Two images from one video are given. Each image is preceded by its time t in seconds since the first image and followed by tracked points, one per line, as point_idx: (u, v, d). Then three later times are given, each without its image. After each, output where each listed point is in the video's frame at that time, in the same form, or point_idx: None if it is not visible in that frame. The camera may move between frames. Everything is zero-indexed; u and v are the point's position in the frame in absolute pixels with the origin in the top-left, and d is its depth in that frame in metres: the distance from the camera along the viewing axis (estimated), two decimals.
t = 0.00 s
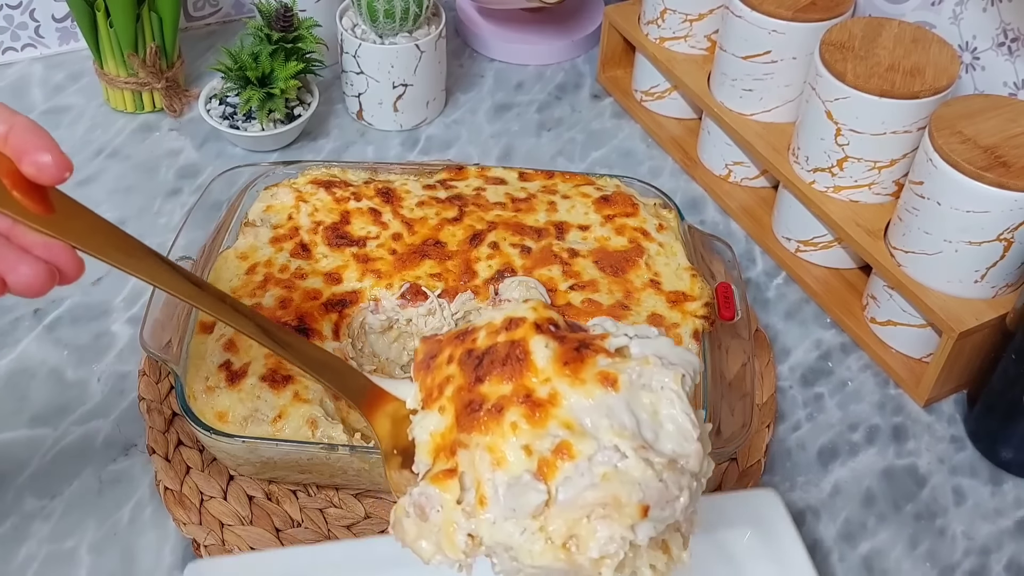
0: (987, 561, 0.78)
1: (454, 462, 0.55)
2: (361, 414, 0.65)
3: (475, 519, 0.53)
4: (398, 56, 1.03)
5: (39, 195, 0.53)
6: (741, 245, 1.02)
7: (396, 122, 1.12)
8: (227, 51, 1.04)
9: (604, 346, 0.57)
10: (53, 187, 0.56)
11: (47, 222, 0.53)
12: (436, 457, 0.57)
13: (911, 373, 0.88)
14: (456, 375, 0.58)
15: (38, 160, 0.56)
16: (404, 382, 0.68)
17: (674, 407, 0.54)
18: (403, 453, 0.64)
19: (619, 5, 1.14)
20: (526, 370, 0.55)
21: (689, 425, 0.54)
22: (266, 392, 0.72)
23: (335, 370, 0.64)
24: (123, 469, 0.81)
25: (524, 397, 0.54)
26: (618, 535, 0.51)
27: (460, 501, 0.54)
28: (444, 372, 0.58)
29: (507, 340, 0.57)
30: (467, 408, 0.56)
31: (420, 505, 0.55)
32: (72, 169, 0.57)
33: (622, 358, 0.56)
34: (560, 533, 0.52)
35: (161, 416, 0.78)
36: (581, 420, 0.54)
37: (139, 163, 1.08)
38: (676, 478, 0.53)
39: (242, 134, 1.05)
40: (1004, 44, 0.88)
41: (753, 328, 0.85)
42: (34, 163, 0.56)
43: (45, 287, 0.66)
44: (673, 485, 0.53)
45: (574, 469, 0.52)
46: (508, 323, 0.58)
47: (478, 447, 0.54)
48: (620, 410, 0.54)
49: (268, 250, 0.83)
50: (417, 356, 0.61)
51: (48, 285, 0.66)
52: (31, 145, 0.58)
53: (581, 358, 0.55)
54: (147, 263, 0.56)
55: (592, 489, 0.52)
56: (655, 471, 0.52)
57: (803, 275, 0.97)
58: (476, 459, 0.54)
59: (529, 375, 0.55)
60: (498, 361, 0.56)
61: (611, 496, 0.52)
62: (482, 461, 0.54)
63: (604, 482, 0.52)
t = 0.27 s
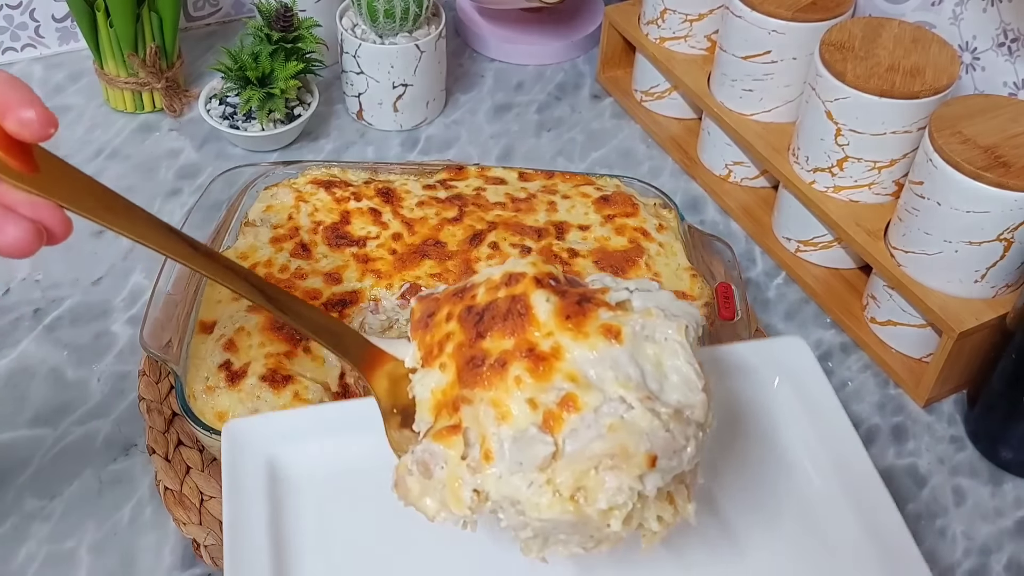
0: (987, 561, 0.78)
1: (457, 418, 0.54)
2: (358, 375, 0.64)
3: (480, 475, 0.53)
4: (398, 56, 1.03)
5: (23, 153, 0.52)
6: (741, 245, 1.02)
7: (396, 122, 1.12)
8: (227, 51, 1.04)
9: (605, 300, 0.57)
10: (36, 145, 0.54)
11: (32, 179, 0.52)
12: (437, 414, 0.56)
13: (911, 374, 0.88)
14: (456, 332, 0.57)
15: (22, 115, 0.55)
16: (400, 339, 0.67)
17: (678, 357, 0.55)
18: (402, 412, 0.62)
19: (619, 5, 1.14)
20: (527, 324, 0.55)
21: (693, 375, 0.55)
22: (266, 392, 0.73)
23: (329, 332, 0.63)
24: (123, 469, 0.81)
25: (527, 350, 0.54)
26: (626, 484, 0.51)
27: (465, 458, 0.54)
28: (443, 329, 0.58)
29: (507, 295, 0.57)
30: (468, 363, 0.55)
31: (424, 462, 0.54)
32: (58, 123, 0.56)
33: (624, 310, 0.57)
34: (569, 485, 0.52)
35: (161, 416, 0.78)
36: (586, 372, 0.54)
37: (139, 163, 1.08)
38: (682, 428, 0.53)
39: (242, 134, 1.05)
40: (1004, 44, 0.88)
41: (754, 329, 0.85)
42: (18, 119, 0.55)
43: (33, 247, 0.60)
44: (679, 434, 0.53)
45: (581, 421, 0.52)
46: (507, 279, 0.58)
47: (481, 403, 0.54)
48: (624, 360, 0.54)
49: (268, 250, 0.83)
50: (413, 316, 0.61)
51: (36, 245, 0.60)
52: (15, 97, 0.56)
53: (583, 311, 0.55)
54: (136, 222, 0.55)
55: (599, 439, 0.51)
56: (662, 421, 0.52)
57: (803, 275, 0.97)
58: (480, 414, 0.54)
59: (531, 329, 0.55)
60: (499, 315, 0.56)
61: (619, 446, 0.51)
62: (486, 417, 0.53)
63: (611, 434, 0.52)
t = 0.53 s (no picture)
0: (986, 561, 0.78)
1: (448, 398, 0.57)
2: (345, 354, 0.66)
3: (473, 453, 0.56)
4: (398, 56, 1.03)
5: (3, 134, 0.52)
6: (740, 245, 1.02)
7: (396, 122, 1.12)
8: (227, 51, 1.04)
9: (592, 279, 0.60)
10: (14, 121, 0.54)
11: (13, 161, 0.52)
12: (427, 392, 0.59)
13: (911, 373, 0.88)
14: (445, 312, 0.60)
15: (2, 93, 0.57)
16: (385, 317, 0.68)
17: (664, 335, 0.58)
18: (391, 393, 0.65)
19: (618, 5, 1.14)
20: (516, 304, 0.58)
21: (679, 352, 0.58)
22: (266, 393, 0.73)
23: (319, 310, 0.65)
24: (123, 469, 0.81)
25: (518, 330, 0.57)
26: (616, 460, 0.54)
27: (457, 436, 0.56)
28: (432, 309, 0.61)
29: (495, 276, 0.59)
30: (458, 342, 0.58)
31: (417, 440, 0.57)
32: (37, 100, 0.57)
33: (608, 290, 0.60)
34: (561, 461, 0.55)
35: (161, 416, 0.78)
36: (575, 350, 0.57)
37: (139, 163, 1.08)
38: (669, 404, 0.57)
39: (242, 134, 1.05)
40: (1004, 44, 0.88)
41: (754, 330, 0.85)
42: None
43: (16, 227, 0.60)
44: (667, 411, 0.56)
45: (572, 400, 0.55)
46: (494, 259, 0.61)
47: (473, 382, 0.57)
48: (612, 339, 0.57)
49: (268, 250, 0.83)
50: (400, 295, 0.63)
51: (18, 226, 0.60)
52: None
53: (570, 291, 0.58)
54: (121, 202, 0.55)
55: (590, 417, 0.55)
56: (650, 398, 0.55)
57: (803, 275, 0.97)
58: (472, 393, 0.56)
59: (520, 308, 0.58)
60: (488, 296, 0.59)
61: (610, 423, 0.54)
62: (478, 396, 0.56)
63: (601, 411, 0.55)
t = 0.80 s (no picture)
0: (989, 563, 0.77)
1: (430, 383, 0.58)
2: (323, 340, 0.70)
3: (457, 438, 0.57)
4: (397, 55, 1.03)
5: None
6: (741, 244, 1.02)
7: (395, 121, 1.11)
8: (225, 50, 1.03)
9: (572, 263, 0.62)
10: None
11: None
12: (408, 378, 0.60)
13: (912, 374, 0.88)
14: (424, 298, 0.62)
15: None
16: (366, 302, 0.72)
17: (647, 318, 0.59)
18: (369, 379, 0.69)
19: (619, 3, 1.14)
20: (498, 288, 0.59)
21: (661, 334, 0.59)
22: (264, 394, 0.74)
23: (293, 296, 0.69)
24: (120, 470, 0.80)
25: (500, 315, 0.58)
26: (602, 444, 0.55)
27: (440, 422, 0.57)
28: (412, 295, 0.62)
29: (476, 261, 0.61)
30: (440, 328, 0.59)
31: (400, 427, 0.58)
32: None
33: (589, 274, 0.61)
34: (546, 444, 0.55)
35: (159, 417, 0.78)
36: (557, 334, 0.58)
37: (137, 162, 1.08)
38: (653, 386, 0.58)
39: (240, 134, 1.04)
40: (1007, 43, 0.88)
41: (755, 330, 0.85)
42: None
43: None
44: (650, 392, 0.57)
45: (556, 383, 0.56)
46: (473, 245, 0.62)
47: (456, 367, 0.57)
48: (595, 322, 0.58)
49: (266, 250, 0.83)
50: (379, 283, 0.66)
51: None
52: None
53: (551, 275, 0.60)
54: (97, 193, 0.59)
55: (575, 400, 0.55)
56: (634, 381, 0.56)
57: (805, 275, 0.96)
58: (454, 378, 0.57)
59: (502, 293, 0.59)
60: (468, 281, 0.60)
61: (595, 406, 0.55)
62: (461, 381, 0.57)
63: (586, 393, 0.56)
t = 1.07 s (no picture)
0: (989, 563, 0.77)
1: (412, 352, 0.60)
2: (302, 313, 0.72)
3: (439, 406, 0.59)
4: (397, 55, 1.03)
5: None
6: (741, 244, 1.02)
7: (395, 121, 1.11)
8: (225, 50, 1.03)
9: (549, 234, 0.65)
10: None
11: None
12: (388, 348, 0.63)
13: (912, 374, 0.88)
14: (404, 269, 0.64)
15: None
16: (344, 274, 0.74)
17: (623, 287, 0.62)
18: (350, 350, 0.72)
19: (618, 3, 1.14)
20: (477, 258, 0.62)
21: (636, 301, 0.62)
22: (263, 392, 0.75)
23: (272, 271, 0.70)
24: (120, 470, 0.80)
25: (480, 285, 0.61)
26: (582, 409, 0.58)
27: (422, 390, 0.60)
28: (391, 267, 0.65)
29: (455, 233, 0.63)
30: (421, 299, 0.61)
31: (382, 396, 0.61)
32: None
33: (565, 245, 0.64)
34: (528, 410, 0.58)
35: (159, 417, 0.78)
36: (537, 303, 0.60)
37: (137, 162, 1.08)
38: (631, 352, 0.60)
39: (240, 134, 1.04)
40: (1007, 43, 0.88)
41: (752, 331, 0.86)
42: None
43: None
44: (628, 358, 0.60)
45: (537, 351, 0.58)
46: (453, 217, 0.65)
47: (438, 337, 0.60)
48: (574, 291, 0.61)
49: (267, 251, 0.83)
50: (358, 256, 0.68)
51: None
52: None
53: (529, 246, 0.62)
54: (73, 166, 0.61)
55: (555, 366, 0.58)
56: (612, 348, 0.59)
57: (804, 275, 0.96)
58: (436, 347, 0.60)
59: (482, 263, 0.62)
60: (448, 253, 0.62)
61: (575, 372, 0.58)
62: (443, 350, 0.59)
63: (566, 360, 0.58)
